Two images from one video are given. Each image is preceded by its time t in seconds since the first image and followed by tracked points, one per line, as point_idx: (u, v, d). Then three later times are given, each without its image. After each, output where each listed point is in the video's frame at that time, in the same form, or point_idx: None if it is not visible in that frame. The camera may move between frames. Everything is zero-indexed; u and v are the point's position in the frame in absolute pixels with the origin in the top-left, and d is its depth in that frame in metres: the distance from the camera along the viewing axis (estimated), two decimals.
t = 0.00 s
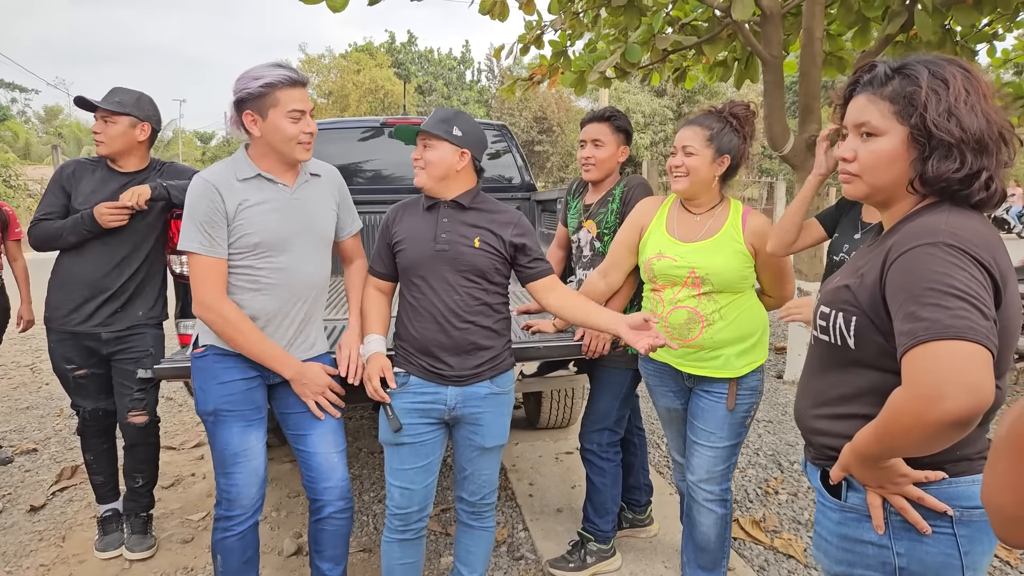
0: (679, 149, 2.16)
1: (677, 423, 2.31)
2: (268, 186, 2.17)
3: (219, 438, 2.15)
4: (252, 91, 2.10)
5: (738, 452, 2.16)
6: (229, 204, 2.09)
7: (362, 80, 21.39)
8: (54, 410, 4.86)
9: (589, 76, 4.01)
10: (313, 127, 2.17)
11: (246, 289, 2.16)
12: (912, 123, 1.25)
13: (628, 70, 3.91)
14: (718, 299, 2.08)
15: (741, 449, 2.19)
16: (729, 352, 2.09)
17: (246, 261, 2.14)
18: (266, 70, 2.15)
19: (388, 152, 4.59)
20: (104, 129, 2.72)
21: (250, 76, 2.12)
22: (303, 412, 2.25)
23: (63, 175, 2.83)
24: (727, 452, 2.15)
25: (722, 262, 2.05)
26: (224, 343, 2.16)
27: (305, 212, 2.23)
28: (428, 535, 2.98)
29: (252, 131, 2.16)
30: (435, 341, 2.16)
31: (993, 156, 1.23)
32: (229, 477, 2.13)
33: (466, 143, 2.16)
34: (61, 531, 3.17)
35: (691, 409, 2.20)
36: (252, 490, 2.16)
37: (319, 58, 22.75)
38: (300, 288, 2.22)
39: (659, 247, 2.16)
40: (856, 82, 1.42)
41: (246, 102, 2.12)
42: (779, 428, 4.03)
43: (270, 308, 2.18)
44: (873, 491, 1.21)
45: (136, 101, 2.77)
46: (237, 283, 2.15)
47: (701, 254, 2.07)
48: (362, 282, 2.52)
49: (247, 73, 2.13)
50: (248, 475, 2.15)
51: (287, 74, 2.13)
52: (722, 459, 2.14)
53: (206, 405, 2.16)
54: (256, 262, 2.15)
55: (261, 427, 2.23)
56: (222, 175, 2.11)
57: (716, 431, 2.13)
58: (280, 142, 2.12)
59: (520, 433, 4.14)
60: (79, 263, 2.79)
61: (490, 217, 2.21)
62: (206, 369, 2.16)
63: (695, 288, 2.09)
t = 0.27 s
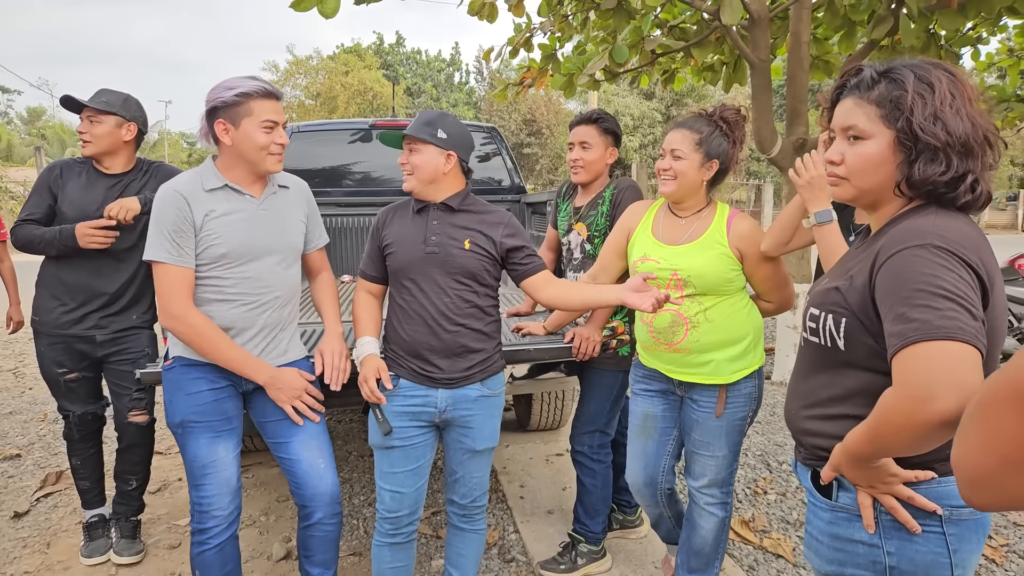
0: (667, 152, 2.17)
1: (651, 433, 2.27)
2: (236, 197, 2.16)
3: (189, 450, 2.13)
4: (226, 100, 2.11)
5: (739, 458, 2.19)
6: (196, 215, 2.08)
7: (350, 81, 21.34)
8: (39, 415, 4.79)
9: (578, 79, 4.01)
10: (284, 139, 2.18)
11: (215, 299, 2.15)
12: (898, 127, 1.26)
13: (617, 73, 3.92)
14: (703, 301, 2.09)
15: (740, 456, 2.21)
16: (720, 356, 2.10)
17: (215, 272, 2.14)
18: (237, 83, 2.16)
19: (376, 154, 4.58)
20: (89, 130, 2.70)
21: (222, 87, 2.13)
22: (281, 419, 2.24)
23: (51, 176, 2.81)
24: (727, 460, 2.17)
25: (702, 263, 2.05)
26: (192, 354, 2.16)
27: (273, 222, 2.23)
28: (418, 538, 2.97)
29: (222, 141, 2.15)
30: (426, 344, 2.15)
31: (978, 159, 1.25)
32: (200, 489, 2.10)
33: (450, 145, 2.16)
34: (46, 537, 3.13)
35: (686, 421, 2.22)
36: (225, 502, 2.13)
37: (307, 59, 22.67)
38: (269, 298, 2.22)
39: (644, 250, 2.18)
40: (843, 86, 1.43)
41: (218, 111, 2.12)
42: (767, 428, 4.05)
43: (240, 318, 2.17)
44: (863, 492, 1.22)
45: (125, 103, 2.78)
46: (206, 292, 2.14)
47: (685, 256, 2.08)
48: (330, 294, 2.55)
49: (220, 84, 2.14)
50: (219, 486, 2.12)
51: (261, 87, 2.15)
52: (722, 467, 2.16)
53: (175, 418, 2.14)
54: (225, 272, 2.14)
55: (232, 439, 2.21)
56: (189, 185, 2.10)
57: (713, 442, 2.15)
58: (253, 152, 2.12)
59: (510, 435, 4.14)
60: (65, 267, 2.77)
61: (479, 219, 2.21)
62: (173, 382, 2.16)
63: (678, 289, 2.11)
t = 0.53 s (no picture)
0: (656, 151, 2.17)
1: (647, 429, 2.23)
2: (200, 198, 2.16)
3: (165, 451, 2.10)
4: (191, 104, 2.11)
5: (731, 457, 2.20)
6: (158, 216, 2.09)
7: (341, 82, 21.29)
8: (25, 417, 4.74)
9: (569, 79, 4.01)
10: (251, 141, 2.17)
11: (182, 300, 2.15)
12: (888, 124, 1.26)
13: (608, 73, 3.92)
14: (693, 301, 2.09)
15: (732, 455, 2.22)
16: (714, 357, 2.10)
17: (181, 273, 2.14)
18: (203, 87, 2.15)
19: (366, 154, 4.55)
20: (74, 130, 2.66)
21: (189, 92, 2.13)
22: (259, 415, 2.21)
23: (36, 173, 2.78)
24: (720, 460, 2.17)
25: (691, 263, 2.05)
26: (165, 355, 2.19)
27: (240, 223, 2.22)
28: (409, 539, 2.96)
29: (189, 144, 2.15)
30: (417, 343, 2.14)
31: (967, 156, 1.25)
32: (176, 490, 2.05)
33: (440, 143, 2.15)
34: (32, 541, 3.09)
35: (679, 420, 2.21)
36: (202, 503, 2.07)
37: (297, 59, 22.56)
38: (238, 298, 2.21)
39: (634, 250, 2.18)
40: (832, 84, 1.43)
41: (184, 115, 2.13)
42: (758, 427, 4.06)
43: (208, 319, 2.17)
44: (855, 489, 1.22)
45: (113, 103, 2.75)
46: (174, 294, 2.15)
47: (675, 256, 2.08)
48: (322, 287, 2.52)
49: (186, 88, 2.14)
50: (194, 487, 2.07)
51: (227, 89, 2.14)
52: (716, 466, 2.17)
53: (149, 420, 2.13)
54: (191, 273, 2.15)
55: (209, 439, 2.16)
56: (152, 187, 2.11)
57: (706, 443, 2.15)
58: (218, 155, 2.11)
59: (502, 436, 4.12)
60: (51, 268, 2.74)
61: (469, 218, 2.21)
62: (147, 385, 2.17)
63: (668, 290, 2.11)
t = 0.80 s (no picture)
0: (647, 153, 2.18)
1: (642, 440, 2.22)
2: (182, 198, 2.15)
3: (151, 455, 2.09)
4: (169, 99, 2.11)
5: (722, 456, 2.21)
6: (140, 217, 2.08)
7: (331, 83, 21.22)
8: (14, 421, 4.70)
9: (560, 80, 4.01)
10: (232, 134, 2.17)
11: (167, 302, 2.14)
12: (880, 125, 1.27)
13: (599, 74, 3.92)
14: (687, 301, 2.09)
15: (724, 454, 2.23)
16: (707, 357, 2.11)
17: (165, 274, 2.13)
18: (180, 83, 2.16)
19: (357, 155, 4.54)
20: (64, 131, 2.65)
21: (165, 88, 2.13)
22: (246, 416, 2.19)
23: (22, 172, 2.76)
24: (712, 460, 2.19)
25: (685, 264, 2.05)
26: (150, 357, 2.18)
27: (223, 223, 2.20)
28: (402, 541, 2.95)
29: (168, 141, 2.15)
30: (411, 344, 2.13)
31: (959, 156, 1.26)
32: (164, 494, 2.04)
33: (436, 144, 2.15)
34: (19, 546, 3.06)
35: (671, 423, 2.21)
36: (191, 506, 2.05)
37: (286, 60, 22.47)
38: (224, 299, 2.20)
39: (626, 250, 2.17)
40: (826, 84, 1.44)
41: (162, 111, 2.12)
42: (750, 427, 4.07)
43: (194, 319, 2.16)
44: (848, 489, 1.23)
45: (107, 103, 2.75)
46: (159, 295, 2.14)
47: (669, 256, 2.08)
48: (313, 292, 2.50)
49: (166, 84, 2.15)
50: (183, 490, 2.05)
51: (205, 84, 2.15)
52: (709, 466, 2.18)
53: (135, 424, 2.12)
54: (175, 274, 2.14)
55: (197, 442, 2.15)
56: (133, 188, 2.10)
57: (699, 444, 2.16)
58: (197, 148, 2.10)
59: (494, 437, 4.12)
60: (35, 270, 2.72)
61: (464, 219, 2.21)
62: (133, 390, 2.16)
63: (662, 290, 2.10)
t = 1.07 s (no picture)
0: (637, 153, 2.18)
1: (633, 442, 2.22)
2: (172, 199, 2.13)
3: (143, 457, 2.07)
4: (164, 97, 2.09)
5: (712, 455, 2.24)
6: (130, 219, 2.06)
7: (319, 83, 21.14)
8: None
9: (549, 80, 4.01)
10: (228, 132, 2.17)
11: (160, 304, 2.12)
12: (866, 126, 1.28)
13: (589, 75, 3.93)
14: (676, 300, 2.10)
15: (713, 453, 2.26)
16: (696, 356, 2.12)
17: (157, 276, 2.11)
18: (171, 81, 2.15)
19: (346, 156, 4.53)
20: (64, 133, 2.63)
21: (157, 87, 2.12)
22: (240, 417, 2.18)
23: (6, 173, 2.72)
24: (702, 458, 2.21)
25: (674, 263, 2.06)
26: (142, 359, 2.16)
27: (215, 223, 2.19)
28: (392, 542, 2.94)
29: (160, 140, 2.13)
30: (401, 345, 2.13)
31: (944, 158, 1.27)
32: (156, 496, 2.03)
33: (431, 145, 2.16)
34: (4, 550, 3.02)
35: (661, 424, 2.22)
36: (183, 509, 2.04)
37: (275, 60, 22.35)
38: (218, 300, 2.19)
39: (613, 249, 2.17)
40: (813, 85, 1.45)
41: (155, 110, 2.10)
42: (738, 427, 4.10)
43: (187, 321, 2.14)
44: (836, 488, 1.23)
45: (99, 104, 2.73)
46: (151, 298, 2.12)
47: (657, 255, 2.08)
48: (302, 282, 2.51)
49: (157, 83, 2.13)
50: (174, 493, 2.04)
51: (199, 82, 2.14)
52: (698, 465, 2.20)
53: (127, 426, 2.10)
54: (166, 275, 2.12)
55: (189, 444, 2.14)
56: (122, 189, 2.07)
57: (689, 443, 2.18)
58: (194, 147, 2.10)
59: (485, 438, 4.12)
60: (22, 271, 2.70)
61: (455, 220, 2.21)
62: (124, 391, 2.14)
63: (651, 289, 2.10)
